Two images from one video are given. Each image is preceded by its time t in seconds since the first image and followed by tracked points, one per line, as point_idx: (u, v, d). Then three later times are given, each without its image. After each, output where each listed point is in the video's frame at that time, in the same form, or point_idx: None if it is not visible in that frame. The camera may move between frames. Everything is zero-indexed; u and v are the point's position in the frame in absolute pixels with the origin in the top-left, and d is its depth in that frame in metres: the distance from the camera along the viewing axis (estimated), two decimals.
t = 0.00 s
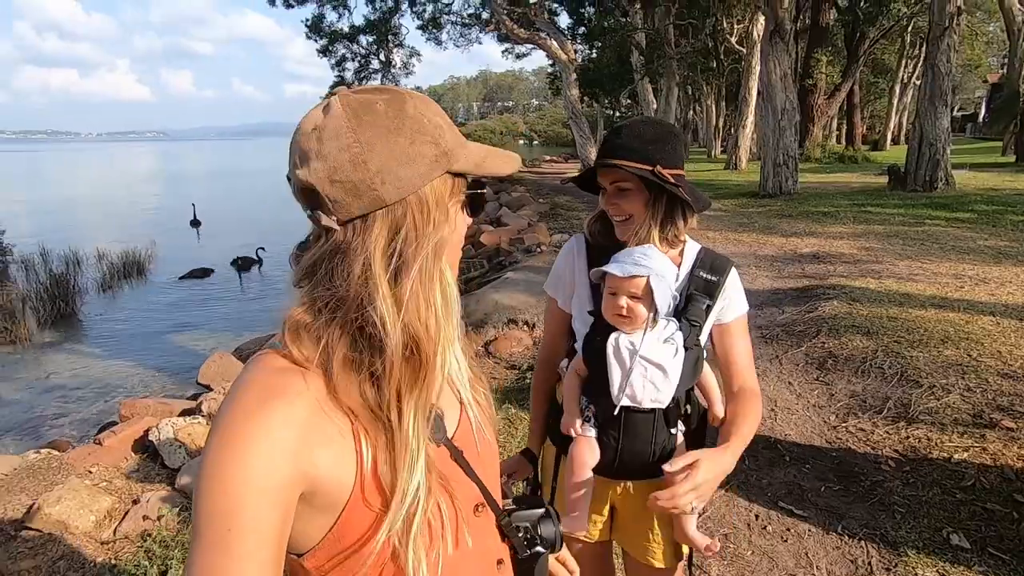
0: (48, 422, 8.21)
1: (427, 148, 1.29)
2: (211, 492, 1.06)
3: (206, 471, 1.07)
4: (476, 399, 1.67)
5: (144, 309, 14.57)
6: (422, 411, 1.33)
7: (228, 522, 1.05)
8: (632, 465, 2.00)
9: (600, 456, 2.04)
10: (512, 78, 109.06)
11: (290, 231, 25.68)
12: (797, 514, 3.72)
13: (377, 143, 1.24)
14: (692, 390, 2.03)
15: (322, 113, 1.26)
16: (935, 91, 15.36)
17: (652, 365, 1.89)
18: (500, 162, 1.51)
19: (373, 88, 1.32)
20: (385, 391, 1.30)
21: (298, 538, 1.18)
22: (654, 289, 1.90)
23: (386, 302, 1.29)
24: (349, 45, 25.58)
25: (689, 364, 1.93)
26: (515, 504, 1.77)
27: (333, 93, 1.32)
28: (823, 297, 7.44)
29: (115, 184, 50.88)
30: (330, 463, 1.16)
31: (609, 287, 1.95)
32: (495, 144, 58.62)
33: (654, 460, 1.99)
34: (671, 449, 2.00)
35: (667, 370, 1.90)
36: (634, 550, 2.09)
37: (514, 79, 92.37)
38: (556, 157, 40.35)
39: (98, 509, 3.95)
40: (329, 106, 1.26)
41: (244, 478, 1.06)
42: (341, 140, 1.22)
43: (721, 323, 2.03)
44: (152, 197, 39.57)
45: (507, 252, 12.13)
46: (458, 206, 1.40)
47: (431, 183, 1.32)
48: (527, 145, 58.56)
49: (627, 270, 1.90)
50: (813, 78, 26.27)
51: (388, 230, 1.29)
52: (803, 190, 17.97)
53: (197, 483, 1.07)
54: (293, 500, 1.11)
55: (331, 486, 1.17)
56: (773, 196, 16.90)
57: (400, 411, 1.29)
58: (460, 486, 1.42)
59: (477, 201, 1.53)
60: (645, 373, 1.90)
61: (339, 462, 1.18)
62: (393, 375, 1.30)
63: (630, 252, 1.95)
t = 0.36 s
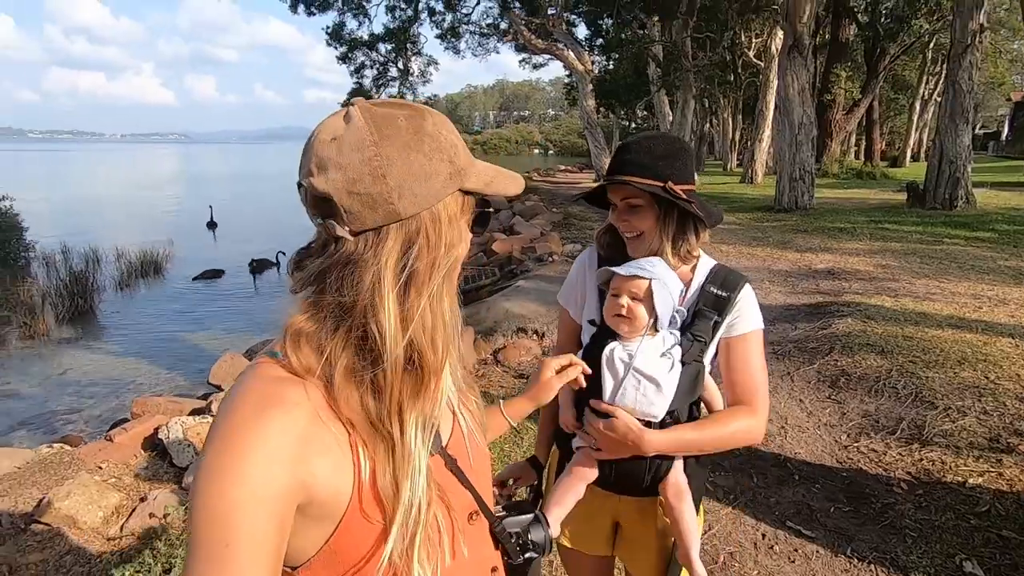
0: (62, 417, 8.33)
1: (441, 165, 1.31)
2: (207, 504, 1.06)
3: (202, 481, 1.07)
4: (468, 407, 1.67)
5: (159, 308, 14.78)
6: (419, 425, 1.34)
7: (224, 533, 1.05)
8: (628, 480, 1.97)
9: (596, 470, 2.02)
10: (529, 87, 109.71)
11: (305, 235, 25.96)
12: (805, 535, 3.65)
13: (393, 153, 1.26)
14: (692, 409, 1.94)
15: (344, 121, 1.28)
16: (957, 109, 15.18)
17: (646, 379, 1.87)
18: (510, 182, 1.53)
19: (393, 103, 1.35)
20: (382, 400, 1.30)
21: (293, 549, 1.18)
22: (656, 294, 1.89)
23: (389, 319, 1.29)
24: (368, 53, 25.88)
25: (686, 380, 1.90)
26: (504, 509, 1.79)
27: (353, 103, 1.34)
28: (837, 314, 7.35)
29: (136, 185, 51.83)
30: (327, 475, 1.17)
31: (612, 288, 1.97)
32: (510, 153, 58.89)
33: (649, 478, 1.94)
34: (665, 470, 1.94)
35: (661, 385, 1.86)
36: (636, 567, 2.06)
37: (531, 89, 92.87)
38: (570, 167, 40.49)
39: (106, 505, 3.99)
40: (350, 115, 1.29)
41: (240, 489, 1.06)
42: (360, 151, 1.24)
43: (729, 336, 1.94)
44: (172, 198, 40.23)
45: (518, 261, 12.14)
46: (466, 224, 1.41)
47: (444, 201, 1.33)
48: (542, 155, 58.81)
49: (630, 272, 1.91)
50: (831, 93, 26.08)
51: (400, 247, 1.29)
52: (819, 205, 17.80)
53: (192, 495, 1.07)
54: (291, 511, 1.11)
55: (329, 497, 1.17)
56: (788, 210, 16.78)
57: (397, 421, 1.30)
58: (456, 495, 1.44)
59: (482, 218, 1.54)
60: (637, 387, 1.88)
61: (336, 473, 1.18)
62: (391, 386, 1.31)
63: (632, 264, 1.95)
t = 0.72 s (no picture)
0: (75, 413, 8.44)
1: (465, 182, 1.32)
2: (240, 509, 1.07)
3: (234, 486, 1.08)
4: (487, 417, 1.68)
5: (171, 306, 14.92)
6: (444, 436, 1.35)
7: (255, 534, 1.07)
8: (645, 493, 1.98)
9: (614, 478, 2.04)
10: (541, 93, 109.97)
11: (316, 236, 26.15)
12: (816, 550, 3.62)
13: (418, 169, 1.27)
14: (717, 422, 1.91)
15: (371, 138, 1.29)
16: (974, 120, 15.02)
17: (668, 389, 1.84)
18: (533, 194, 1.54)
19: (419, 118, 1.35)
20: (407, 409, 1.31)
21: (321, 556, 1.19)
22: (668, 302, 1.84)
23: (410, 330, 1.30)
24: (382, 57, 26.04)
25: (711, 390, 1.86)
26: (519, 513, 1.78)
27: (378, 118, 1.35)
28: (850, 326, 7.28)
29: (151, 184, 52.51)
30: (355, 484, 1.18)
31: (627, 301, 1.93)
32: (521, 158, 58.97)
33: (669, 492, 1.94)
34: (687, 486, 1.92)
35: (684, 394, 1.84)
36: None
37: (543, 95, 93.10)
38: (581, 173, 40.53)
39: (118, 502, 4.03)
40: (376, 130, 1.30)
41: (270, 494, 1.08)
42: (386, 168, 1.25)
43: (757, 349, 1.92)
44: (186, 197, 40.69)
45: (528, 266, 12.15)
46: (490, 237, 1.42)
47: (468, 216, 1.34)
48: (553, 160, 58.89)
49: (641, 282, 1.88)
50: (846, 102, 25.90)
51: (423, 260, 1.31)
52: (832, 215, 17.66)
53: (226, 499, 1.09)
54: (318, 517, 1.12)
55: (357, 505, 1.18)
56: (801, 220, 16.67)
57: (422, 431, 1.31)
58: (478, 505, 1.45)
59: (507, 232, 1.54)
60: (659, 396, 1.85)
61: (364, 482, 1.19)
62: (417, 398, 1.32)
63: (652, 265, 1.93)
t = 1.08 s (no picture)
0: (73, 407, 8.41)
1: (526, 219, 1.30)
2: (278, 502, 1.06)
3: (275, 478, 1.07)
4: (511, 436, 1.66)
5: (171, 302, 14.89)
6: (476, 456, 1.34)
7: (291, 531, 1.05)
8: (680, 522, 1.89)
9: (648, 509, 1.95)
10: (545, 97, 110.26)
11: (317, 234, 26.15)
12: (820, 566, 3.59)
13: (485, 206, 1.26)
14: (753, 450, 1.83)
15: (441, 167, 1.29)
16: (977, 135, 15.07)
17: (703, 419, 1.80)
18: (585, 236, 1.51)
19: (488, 153, 1.36)
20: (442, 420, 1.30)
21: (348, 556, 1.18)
22: (718, 340, 1.84)
23: (455, 354, 1.28)
24: (388, 58, 26.05)
25: (747, 418, 1.81)
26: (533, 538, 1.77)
27: (448, 149, 1.36)
28: (853, 339, 7.28)
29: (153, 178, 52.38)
30: (390, 489, 1.17)
31: (665, 333, 1.89)
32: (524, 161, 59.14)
33: (705, 521, 1.86)
34: (724, 514, 1.86)
35: (719, 423, 1.78)
36: None
37: (546, 99, 93.33)
38: (583, 178, 40.57)
39: (116, 501, 3.99)
40: (446, 162, 1.29)
41: (310, 492, 1.06)
42: (455, 200, 1.25)
43: (795, 372, 1.85)
44: (188, 193, 40.68)
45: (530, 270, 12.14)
46: (540, 276, 1.39)
47: (524, 252, 1.31)
48: (555, 164, 59.02)
49: (686, 319, 1.84)
50: (849, 113, 25.99)
51: (474, 290, 1.28)
52: (833, 226, 17.70)
53: (264, 491, 1.07)
54: (353, 518, 1.11)
55: (390, 508, 1.18)
56: (802, 230, 16.71)
57: (456, 442, 1.30)
58: (496, 517, 1.46)
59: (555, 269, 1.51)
60: (694, 426, 1.80)
61: (398, 488, 1.19)
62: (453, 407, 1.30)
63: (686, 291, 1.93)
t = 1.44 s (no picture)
0: (40, 411, 8.10)
1: (605, 276, 1.44)
2: (348, 507, 1.14)
3: (345, 484, 1.15)
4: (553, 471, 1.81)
5: (144, 300, 14.48)
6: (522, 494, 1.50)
7: (357, 543, 1.13)
8: (702, 558, 1.91)
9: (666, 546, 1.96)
10: (526, 94, 110.11)
11: (295, 230, 25.69)
12: (805, 571, 3.63)
13: (576, 261, 1.40)
14: (775, 486, 1.90)
15: (539, 218, 1.44)
16: (948, 140, 15.47)
17: (733, 460, 1.82)
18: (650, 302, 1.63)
19: (586, 215, 1.52)
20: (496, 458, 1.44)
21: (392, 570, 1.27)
22: (748, 389, 1.81)
23: (537, 402, 1.43)
24: (369, 52, 25.67)
25: (772, 457, 1.86)
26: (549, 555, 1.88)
27: (547, 203, 1.52)
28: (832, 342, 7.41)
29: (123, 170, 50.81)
30: (446, 514, 1.29)
31: (693, 381, 1.82)
32: (505, 158, 58.92)
33: (727, 557, 1.89)
34: (745, 550, 1.90)
35: (748, 465, 1.82)
36: None
37: (527, 96, 93.18)
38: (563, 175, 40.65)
39: (91, 514, 3.85)
40: (546, 215, 1.45)
41: (381, 505, 1.15)
42: (551, 252, 1.39)
43: (812, 404, 1.95)
44: (159, 185, 39.56)
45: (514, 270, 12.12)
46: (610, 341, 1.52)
47: (599, 310, 1.45)
48: (536, 161, 58.99)
49: (719, 371, 1.78)
50: (824, 115, 26.44)
51: (552, 341, 1.41)
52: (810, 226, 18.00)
53: (334, 495, 1.15)
54: (412, 538, 1.21)
55: (442, 530, 1.29)
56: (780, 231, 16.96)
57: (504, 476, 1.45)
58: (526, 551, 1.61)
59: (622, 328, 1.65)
60: (723, 468, 1.82)
61: (453, 513, 1.31)
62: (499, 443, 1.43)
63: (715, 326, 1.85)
